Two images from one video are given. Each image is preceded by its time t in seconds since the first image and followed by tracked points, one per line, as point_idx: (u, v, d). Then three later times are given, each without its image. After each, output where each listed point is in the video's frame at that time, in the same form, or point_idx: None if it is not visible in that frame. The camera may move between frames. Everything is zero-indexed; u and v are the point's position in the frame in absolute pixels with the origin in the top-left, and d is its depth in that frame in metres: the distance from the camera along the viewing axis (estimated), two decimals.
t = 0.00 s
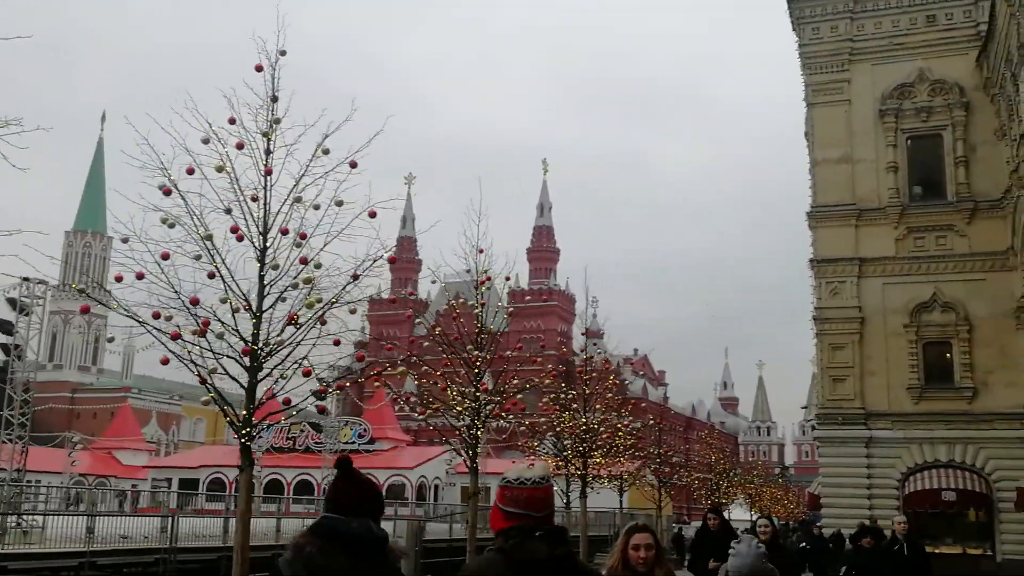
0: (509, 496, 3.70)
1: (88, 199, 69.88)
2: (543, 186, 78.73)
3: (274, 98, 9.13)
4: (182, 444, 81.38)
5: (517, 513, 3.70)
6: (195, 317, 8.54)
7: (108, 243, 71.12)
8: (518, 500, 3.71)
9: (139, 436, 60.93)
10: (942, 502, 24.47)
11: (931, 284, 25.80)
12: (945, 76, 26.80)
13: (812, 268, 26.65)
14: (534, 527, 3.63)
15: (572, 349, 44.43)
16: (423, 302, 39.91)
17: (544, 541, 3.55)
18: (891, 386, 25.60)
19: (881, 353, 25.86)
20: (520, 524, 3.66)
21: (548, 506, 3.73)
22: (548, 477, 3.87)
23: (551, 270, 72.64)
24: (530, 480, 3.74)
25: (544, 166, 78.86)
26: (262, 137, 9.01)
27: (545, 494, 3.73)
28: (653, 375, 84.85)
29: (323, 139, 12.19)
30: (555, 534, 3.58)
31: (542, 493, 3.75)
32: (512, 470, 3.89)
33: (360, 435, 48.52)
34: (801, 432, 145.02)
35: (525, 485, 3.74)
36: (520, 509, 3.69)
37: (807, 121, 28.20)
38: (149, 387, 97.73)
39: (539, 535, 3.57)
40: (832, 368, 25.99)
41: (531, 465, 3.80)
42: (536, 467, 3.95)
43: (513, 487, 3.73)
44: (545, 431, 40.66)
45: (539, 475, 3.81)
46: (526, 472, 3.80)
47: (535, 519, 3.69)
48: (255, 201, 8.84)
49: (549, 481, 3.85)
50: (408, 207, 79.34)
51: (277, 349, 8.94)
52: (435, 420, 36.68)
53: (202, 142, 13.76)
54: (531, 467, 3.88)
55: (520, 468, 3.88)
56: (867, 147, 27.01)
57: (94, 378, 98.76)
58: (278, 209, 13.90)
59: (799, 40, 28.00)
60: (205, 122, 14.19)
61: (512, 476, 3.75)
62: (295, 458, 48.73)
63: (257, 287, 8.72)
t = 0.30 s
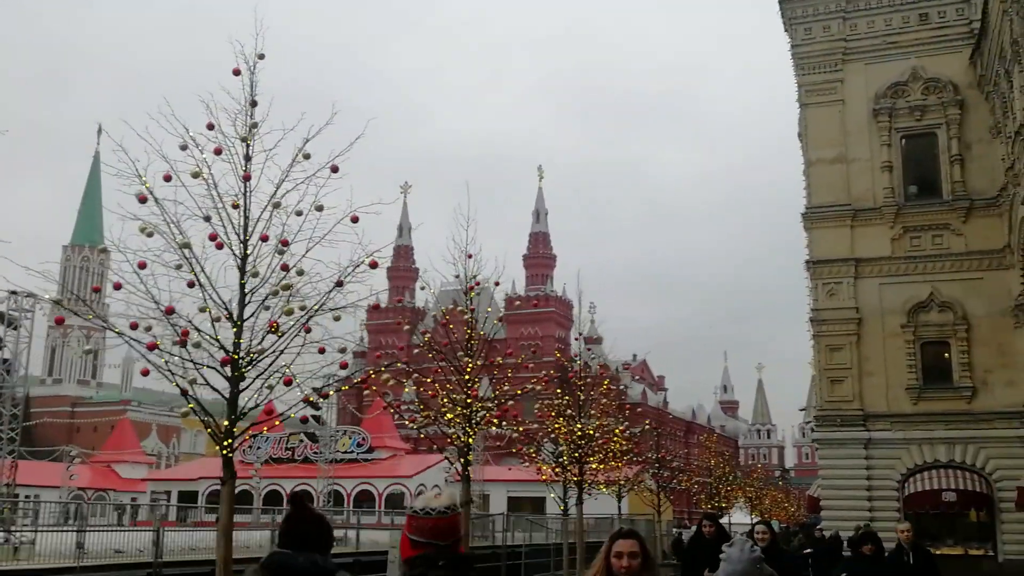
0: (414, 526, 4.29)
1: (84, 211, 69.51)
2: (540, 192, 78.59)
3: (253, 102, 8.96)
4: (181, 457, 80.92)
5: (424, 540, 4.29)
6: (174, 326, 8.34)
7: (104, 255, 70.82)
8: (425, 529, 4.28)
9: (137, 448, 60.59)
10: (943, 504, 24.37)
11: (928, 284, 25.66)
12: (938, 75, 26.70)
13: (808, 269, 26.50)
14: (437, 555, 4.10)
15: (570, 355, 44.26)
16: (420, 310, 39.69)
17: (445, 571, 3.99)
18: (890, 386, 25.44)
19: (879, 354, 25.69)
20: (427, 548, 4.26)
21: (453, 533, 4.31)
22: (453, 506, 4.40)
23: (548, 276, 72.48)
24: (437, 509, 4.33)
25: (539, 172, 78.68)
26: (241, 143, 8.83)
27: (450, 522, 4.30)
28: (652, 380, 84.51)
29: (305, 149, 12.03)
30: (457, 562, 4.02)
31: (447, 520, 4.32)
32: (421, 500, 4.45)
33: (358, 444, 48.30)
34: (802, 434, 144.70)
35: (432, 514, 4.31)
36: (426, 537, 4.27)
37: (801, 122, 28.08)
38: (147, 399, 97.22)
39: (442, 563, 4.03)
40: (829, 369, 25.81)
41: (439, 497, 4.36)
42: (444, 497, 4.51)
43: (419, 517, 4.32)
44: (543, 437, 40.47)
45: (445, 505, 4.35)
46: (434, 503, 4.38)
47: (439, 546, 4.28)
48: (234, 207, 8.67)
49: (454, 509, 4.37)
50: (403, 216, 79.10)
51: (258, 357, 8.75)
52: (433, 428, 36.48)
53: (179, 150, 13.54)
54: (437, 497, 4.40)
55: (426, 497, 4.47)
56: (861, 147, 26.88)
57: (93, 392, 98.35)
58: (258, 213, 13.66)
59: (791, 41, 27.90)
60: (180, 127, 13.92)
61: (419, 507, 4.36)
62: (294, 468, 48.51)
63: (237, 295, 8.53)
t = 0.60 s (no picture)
0: (359, 518, 4.37)
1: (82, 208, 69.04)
2: (540, 193, 78.29)
3: (238, 88, 8.61)
4: (179, 457, 80.62)
5: (368, 530, 4.35)
6: (155, 319, 8.00)
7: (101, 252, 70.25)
8: (368, 520, 4.36)
9: (133, 447, 60.13)
10: (944, 507, 23.97)
11: (931, 285, 25.37)
12: (942, 73, 26.40)
13: (809, 269, 26.20)
14: (377, 542, 4.29)
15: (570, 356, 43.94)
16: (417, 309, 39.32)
17: (385, 558, 4.23)
18: (892, 388, 25.13)
19: (881, 355, 25.38)
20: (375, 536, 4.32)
21: (398, 524, 4.35)
22: (400, 499, 4.49)
23: (548, 277, 72.16)
24: (381, 501, 4.42)
25: (540, 173, 78.45)
26: (227, 129, 8.47)
27: (393, 513, 4.37)
28: (652, 381, 84.15)
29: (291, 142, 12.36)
30: (395, 552, 4.25)
31: (391, 512, 4.39)
32: (370, 492, 4.53)
33: (355, 445, 47.91)
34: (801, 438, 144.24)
35: (376, 506, 4.40)
36: (368, 528, 4.34)
37: (803, 121, 27.79)
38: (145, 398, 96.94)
39: (380, 552, 4.24)
40: (831, 370, 25.50)
41: (384, 489, 4.45)
42: (394, 489, 4.58)
43: (365, 508, 4.41)
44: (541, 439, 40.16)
45: (390, 498, 4.44)
46: (380, 495, 4.46)
47: (383, 537, 4.33)
48: (218, 197, 8.33)
49: (401, 502, 4.47)
50: (403, 216, 78.78)
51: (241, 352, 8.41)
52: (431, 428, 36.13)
53: (163, 138, 13.91)
54: (384, 491, 4.50)
55: (377, 491, 4.54)
56: (863, 145, 26.58)
57: (90, 391, 97.85)
58: (242, 206, 14.06)
59: (794, 38, 27.59)
60: (166, 117, 14.32)
61: (365, 499, 4.45)
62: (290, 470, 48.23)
63: (221, 288, 8.19)
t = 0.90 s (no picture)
0: (319, 532, 4.66)
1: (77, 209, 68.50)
2: (538, 203, 78.01)
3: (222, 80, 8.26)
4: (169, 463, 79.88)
5: (328, 543, 4.65)
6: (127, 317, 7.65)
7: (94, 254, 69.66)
8: (327, 533, 4.65)
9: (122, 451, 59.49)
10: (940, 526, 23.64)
11: (928, 300, 25.10)
12: (943, 87, 26.19)
13: (806, 283, 25.93)
14: (332, 555, 4.58)
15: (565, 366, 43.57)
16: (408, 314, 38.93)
17: (337, 570, 4.53)
18: (888, 405, 24.84)
19: (877, 371, 25.07)
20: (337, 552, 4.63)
21: (354, 539, 4.63)
22: (361, 511, 4.75)
23: (545, 287, 71.77)
24: (340, 515, 4.66)
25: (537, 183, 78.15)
26: (208, 122, 8.13)
27: (352, 527, 4.64)
28: (647, 394, 83.61)
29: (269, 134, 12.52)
30: (347, 565, 4.54)
31: (350, 525, 4.65)
32: (332, 505, 4.79)
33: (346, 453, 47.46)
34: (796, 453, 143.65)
35: (335, 520, 4.66)
36: (327, 541, 4.64)
37: (802, 132, 27.57)
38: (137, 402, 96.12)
39: (334, 564, 4.54)
40: (826, 386, 25.19)
41: (343, 503, 4.69)
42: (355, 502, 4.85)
43: (324, 522, 4.68)
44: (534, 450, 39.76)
45: (349, 512, 4.68)
46: (341, 508, 4.71)
47: (340, 550, 4.63)
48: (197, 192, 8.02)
49: (361, 515, 4.71)
50: (401, 223, 78.40)
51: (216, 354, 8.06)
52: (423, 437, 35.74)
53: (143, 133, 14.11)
54: (346, 504, 4.76)
55: (340, 503, 4.81)
56: (863, 158, 26.35)
57: (82, 393, 97.12)
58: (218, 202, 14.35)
59: (794, 49, 27.38)
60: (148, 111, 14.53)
61: (327, 512, 4.72)
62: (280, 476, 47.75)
63: (197, 287, 7.85)
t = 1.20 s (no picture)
0: (283, 532, 5.06)
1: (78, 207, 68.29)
2: (539, 204, 77.98)
3: (206, 72, 8.26)
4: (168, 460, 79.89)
5: (290, 543, 5.06)
6: (107, 307, 7.61)
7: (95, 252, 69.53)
8: (290, 534, 5.06)
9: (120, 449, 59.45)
10: (936, 528, 23.54)
11: (926, 302, 25.02)
12: (942, 89, 26.11)
13: (803, 284, 25.86)
14: (288, 556, 5.01)
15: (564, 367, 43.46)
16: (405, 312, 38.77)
17: (292, 569, 4.97)
18: (884, 407, 24.76)
19: (874, 373, 25.00)
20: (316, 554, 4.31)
21: (315, 542, 5.05)
22: (324, 516, 5.15)
23: (545, 288, 71.66)
24: (305, 519, 5.07)
25: (538, 183, 78.11)
26: (192, 112, 8.10)
27: (313, 531, 5.05)
28: (647, 396, 83.47)
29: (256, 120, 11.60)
30: (302, 565, 4.97)
31: (312, 529, 5.06)
32: (298, 508, 5.16)
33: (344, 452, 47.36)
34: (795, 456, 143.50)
35: (298, 523, 5.06)
36: (288, 543, 5.06)
37: (800, 134, 27.48)
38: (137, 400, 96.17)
39: (288, 565, 4.97)
40: (823, 387, 25.10)
41: (311, 509, 5.10)
42: (320, 505, 5.24)
43: (292, 524, 5.07)
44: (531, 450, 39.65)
45: (314, 517, 5.09)
46: (307, 513, 5.11)
47: (298, 551, 5.04)
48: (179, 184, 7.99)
49: (324, 520, 5.13)
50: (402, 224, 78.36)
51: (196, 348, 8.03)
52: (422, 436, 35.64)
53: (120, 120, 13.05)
54: (310, 509, 5.15)
55: (307, 507, 5.18)
56: (861, 160, 26.27)
57: (82, 391, 97.07)
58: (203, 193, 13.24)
59: (793, 51, 27.31)
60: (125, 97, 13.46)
61: (295, 515, 5.10)
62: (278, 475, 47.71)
63: (179, 280, 7.84)
